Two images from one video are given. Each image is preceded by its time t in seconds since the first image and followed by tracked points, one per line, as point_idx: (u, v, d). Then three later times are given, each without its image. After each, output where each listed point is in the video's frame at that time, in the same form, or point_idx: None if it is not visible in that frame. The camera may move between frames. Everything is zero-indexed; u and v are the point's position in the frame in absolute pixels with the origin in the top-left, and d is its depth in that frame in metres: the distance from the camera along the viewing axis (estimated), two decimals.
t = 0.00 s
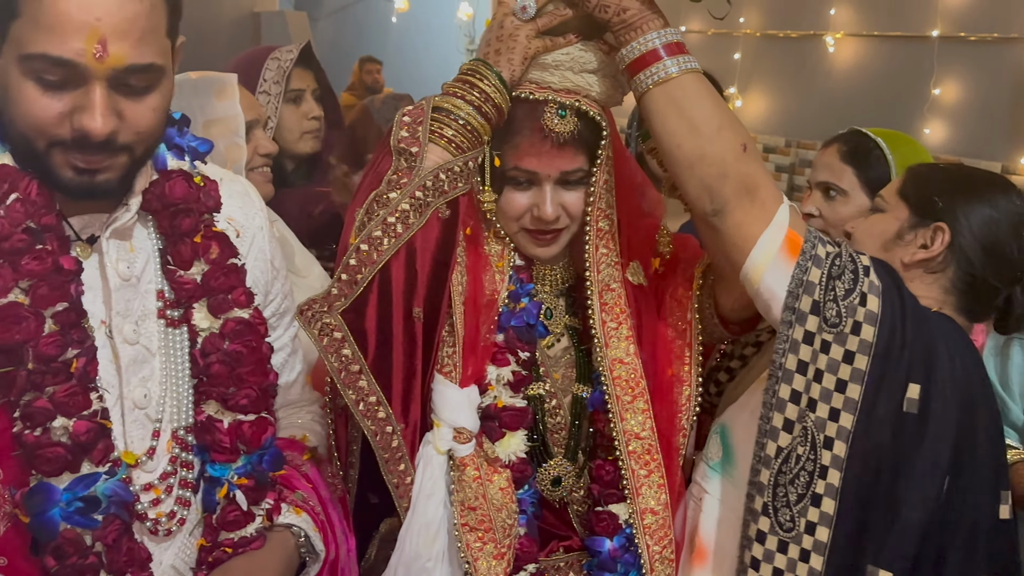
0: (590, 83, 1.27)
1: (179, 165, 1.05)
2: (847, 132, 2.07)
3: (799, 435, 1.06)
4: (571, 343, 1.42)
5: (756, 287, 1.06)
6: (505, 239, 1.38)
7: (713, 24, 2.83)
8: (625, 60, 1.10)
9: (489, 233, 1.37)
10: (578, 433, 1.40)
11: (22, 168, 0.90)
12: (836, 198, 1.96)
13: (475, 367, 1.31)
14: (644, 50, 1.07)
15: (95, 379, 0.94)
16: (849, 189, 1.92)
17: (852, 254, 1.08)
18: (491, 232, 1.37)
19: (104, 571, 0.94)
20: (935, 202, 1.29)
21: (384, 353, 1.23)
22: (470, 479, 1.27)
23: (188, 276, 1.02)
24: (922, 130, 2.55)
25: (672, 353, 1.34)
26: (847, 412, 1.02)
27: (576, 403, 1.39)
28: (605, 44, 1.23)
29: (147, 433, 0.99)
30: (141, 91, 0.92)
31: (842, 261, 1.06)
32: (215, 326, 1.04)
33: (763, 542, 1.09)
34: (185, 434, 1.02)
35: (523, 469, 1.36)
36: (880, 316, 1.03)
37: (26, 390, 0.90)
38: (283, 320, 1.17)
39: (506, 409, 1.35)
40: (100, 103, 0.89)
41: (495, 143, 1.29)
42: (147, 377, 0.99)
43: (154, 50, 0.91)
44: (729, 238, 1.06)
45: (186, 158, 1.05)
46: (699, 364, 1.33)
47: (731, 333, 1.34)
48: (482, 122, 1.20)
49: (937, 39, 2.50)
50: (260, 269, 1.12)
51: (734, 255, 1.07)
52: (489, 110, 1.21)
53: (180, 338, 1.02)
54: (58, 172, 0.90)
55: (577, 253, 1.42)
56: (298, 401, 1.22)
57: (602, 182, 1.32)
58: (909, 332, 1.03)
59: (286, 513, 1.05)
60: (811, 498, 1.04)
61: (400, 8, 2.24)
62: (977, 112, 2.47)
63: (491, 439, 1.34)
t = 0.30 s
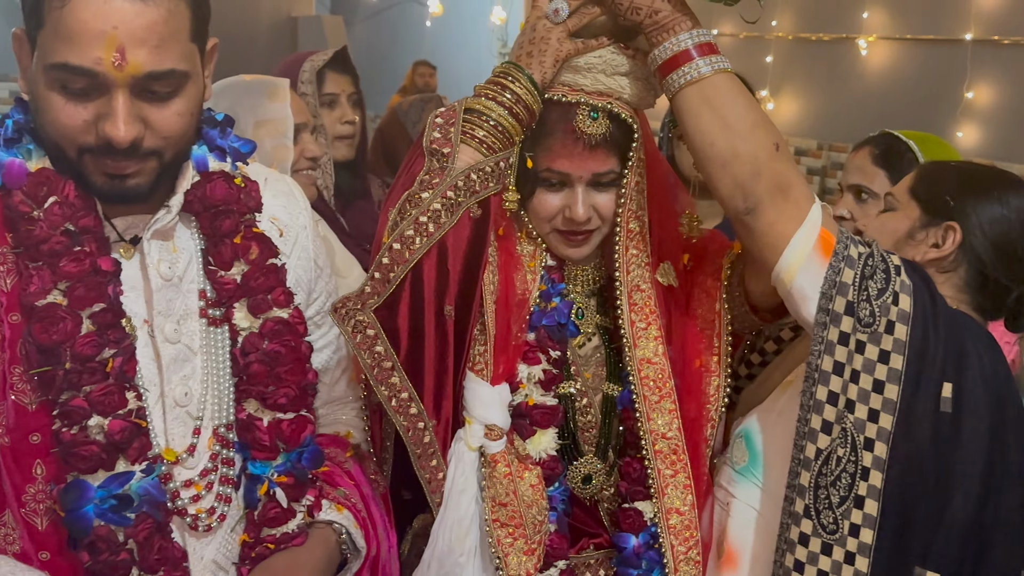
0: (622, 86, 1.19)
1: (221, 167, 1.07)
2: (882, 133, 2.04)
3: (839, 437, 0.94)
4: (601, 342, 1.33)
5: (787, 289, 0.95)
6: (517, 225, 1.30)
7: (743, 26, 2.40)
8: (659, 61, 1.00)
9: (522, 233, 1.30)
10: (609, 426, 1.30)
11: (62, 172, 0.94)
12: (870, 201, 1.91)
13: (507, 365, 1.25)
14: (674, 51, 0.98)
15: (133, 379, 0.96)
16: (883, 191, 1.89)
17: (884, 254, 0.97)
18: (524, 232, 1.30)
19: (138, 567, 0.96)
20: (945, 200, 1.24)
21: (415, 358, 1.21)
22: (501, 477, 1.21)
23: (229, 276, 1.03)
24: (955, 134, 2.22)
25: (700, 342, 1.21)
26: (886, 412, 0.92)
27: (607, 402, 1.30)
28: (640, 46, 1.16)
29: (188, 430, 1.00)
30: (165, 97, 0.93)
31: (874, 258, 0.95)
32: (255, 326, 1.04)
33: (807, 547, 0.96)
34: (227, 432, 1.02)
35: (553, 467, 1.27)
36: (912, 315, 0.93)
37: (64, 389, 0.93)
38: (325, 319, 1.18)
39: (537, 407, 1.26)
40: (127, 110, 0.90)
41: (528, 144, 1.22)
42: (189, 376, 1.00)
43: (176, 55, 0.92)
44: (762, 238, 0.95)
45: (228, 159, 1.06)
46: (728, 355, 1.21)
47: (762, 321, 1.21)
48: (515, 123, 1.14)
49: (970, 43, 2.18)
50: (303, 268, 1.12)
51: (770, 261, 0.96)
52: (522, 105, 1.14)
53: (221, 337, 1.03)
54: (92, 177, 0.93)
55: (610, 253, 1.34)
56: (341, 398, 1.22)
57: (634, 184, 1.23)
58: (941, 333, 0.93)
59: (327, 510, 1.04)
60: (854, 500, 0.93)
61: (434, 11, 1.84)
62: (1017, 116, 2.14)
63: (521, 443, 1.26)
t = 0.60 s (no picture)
0: (649, 88, 1.19)
1: (259, 168, 1.09)
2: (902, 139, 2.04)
3: (870, 438, 0.94)
4: (625, 340, 1.32)
5: (821, 291, 0.95)
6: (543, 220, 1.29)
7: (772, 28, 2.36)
8: (687, 63, 1.01)
9: (546, 233, 1.30)
10: (633, 423, 1.30)
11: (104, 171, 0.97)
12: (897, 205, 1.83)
13: (529, 365, 1.23)
14: (705, 52, 0.99)
15: (171, 373, 0.98)
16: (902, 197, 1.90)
17: (916, 256, 0.97)
18: (548, 233, 1.30)
19: (174, 560, 0.97)
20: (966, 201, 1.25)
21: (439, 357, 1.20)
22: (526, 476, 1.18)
23: (266, 275, 1.05)
24: (986, 135, 2.26)
25: (722, 336, 1.21)
26: (917, 413, 0.92)
27: (630, 399, 1.30)
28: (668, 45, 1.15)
29: (225, 426, 1.01)
30: (204, 94, 0.94)
31: (908, 260, 0.95)
32: (292, 324, 1.06)
33: (837, 549, 0.96)
34: (263, 429, 1.04)
35: (577, 465, 1.26)
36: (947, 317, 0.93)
37: (104, 383, 0.95)
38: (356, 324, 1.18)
39: (561, 405, 1.26)
40: (166, 107, 0.91)
41: (554, 145, 1.24)
42: (226, 373, 1.02)
43: (215, 53, 0.93)
44: (796, 238, 0.95)
45: (267, 161, 1.09)
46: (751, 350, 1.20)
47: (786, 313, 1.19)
48: (538, 124, 1.16)
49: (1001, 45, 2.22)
50: (339, 269, 1.13)
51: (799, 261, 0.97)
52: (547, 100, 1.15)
53: (259, 335, 1.05)
54: (135, 176, 0.95)
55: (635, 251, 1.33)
56: (374, 398, 1.23)
57: (658, 186, 1.22)
58: (977, 331, 0.92)
59: (361, 508, 1.06)
60: (883, 500, 0.94)
61: (462, 13, 2.14)
62: None
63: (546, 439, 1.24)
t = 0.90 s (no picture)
0: (678, 83, 1.18)
1: (290, 168, 1.10)
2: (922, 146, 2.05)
3: (894, 434, 0.95)
4: (646, 339, 1.29)
5: (850, 285, 0.97)
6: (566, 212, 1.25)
7: (799, 28, 2.23)
8: (721, 56, 1.02)
9: (568, 233, 1.26)
10: (653, 424, 1.27)
11: (139, 170, 0.99)
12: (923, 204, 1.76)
13: (545, 371, 1.21)
14: (738, 45, 0.99)
15: (203, 370, 0.99)
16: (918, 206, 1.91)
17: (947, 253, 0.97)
18: (570, 232, 1.26)
19: (203, 554, 0.98)
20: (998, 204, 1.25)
21: (451, 365, 1.16)
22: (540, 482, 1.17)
23: (296, 274, 1.06)
24: (1012, 135, 2.24)
25: (746, 334, 1.22)
26: (943, 412, 0.93)
27: (651, 399, 1.27)
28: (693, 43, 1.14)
29: (254, 423, 1.02)
30: (242, 95, 0.95)
31: (938, 257, 0.95)
32: (320, 322, 1.07)
33: (857, 544, 0.97)
34: (291, 426, 1.05)
35: (595, 467, 1.24)
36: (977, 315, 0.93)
37: (137, 378, 0.96)
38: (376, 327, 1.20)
39: (579, 407, 1.23)
40: (206, 108, 0.93)
41: (579, 143, 1.20)
42: (255, 370, 1.03)
43: (254, 55, 0.95)
44: (828, 231, 0.97)
45: (297, 161, 1.11)
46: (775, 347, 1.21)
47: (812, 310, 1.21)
48: (552, 131, 1.13)
49: None
50: (366, 269, 1.14)
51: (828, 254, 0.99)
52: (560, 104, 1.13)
53: (287, 333, 1.06)
54: (172, 174, 0.96)
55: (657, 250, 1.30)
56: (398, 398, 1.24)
57: (685, 183, 1.21)
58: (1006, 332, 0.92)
59: (387, 507, 1.07)
60: (905, 496, 0.95)
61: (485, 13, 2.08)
62: None
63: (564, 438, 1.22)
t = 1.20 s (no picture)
0: (701, 83, 1.18)
1: (315, 166, 1.12)
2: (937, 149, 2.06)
3: (922, 430, 0.97)
4: (669, 338, 1.29)
5: (879, 283, 0.98)
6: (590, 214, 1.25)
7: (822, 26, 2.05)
8: (745, 54, 1.03)
9: (590, 234, 1.26)
10: (676, 423, 1.27)
11: (168, 168, 1.01)
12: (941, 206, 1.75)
13: (565, 378, 1.19)
14: (762, 43, 1.00)
15: (230, 365, 1.01)
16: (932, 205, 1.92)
17: (977, 251, 0.98)
18: (593, 233, 1.27)
19: (231, 547, 0.99)
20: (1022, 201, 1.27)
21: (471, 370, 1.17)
22: (561, 489, 1.15)
23: (320, 271, 1.08)
24: None
25: (770, 331, 1.23)
26: (971, 408, 0.94)
27: (674, 398, 1.27)
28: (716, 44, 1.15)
29: (280, 418, 1.04)
30: (271, 96, 0.97)
31: (968, 254, 0.97)
32: (344, 319, 1.09)
33: (881, 539, 0.99)
34: (316, 421, 1.06)
35: (620, 468, 1.24)
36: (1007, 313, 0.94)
37: (167, 372, 0.97)
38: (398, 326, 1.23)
39: (602, 408, 1.23)
40: (236, 109, 0.95)
41: (602, 143, 1.21)
42: (281, 365, 1.05)
43: (283, 56, 0.96)
44: (856, 229, 0.97)
45: (322, 159, 1.12)
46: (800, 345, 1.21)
47: (835, 309, 1.19)
48: (570, 144, 1.14)
49: None
50: (388, 267, 1.16)
51: (857, 253, 0.99)
52: (578, 117, 1.13)
53: (312, 329, 1.07)
54: (203, 173, 0.98)
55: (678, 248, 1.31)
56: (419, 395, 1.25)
57: (708, 181, 1.22)
58: None
59: (410, 502, 1.09)
60: (930, 493, 0.96)
61: (508, 14, 2.26)
62: None
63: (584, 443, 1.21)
